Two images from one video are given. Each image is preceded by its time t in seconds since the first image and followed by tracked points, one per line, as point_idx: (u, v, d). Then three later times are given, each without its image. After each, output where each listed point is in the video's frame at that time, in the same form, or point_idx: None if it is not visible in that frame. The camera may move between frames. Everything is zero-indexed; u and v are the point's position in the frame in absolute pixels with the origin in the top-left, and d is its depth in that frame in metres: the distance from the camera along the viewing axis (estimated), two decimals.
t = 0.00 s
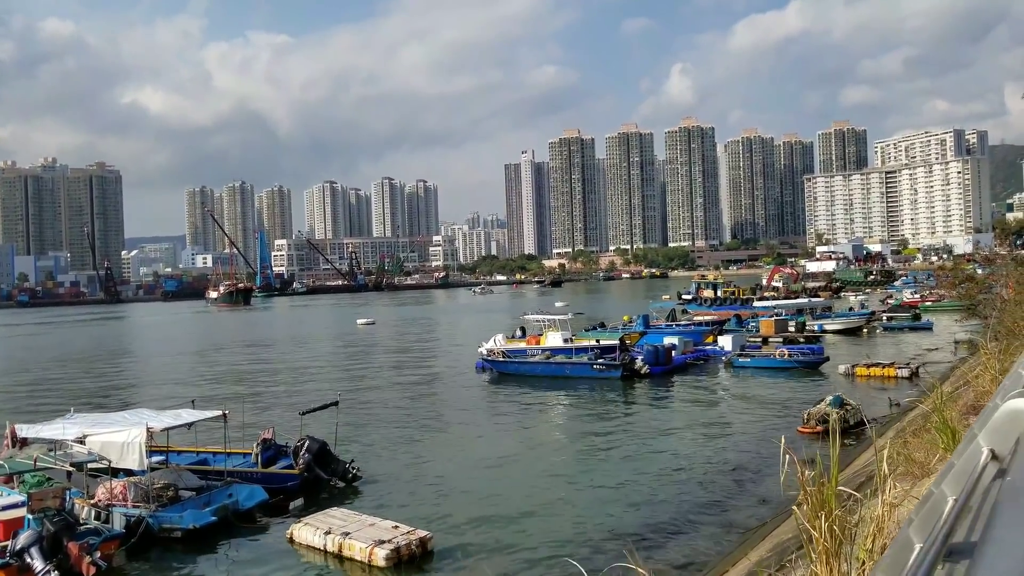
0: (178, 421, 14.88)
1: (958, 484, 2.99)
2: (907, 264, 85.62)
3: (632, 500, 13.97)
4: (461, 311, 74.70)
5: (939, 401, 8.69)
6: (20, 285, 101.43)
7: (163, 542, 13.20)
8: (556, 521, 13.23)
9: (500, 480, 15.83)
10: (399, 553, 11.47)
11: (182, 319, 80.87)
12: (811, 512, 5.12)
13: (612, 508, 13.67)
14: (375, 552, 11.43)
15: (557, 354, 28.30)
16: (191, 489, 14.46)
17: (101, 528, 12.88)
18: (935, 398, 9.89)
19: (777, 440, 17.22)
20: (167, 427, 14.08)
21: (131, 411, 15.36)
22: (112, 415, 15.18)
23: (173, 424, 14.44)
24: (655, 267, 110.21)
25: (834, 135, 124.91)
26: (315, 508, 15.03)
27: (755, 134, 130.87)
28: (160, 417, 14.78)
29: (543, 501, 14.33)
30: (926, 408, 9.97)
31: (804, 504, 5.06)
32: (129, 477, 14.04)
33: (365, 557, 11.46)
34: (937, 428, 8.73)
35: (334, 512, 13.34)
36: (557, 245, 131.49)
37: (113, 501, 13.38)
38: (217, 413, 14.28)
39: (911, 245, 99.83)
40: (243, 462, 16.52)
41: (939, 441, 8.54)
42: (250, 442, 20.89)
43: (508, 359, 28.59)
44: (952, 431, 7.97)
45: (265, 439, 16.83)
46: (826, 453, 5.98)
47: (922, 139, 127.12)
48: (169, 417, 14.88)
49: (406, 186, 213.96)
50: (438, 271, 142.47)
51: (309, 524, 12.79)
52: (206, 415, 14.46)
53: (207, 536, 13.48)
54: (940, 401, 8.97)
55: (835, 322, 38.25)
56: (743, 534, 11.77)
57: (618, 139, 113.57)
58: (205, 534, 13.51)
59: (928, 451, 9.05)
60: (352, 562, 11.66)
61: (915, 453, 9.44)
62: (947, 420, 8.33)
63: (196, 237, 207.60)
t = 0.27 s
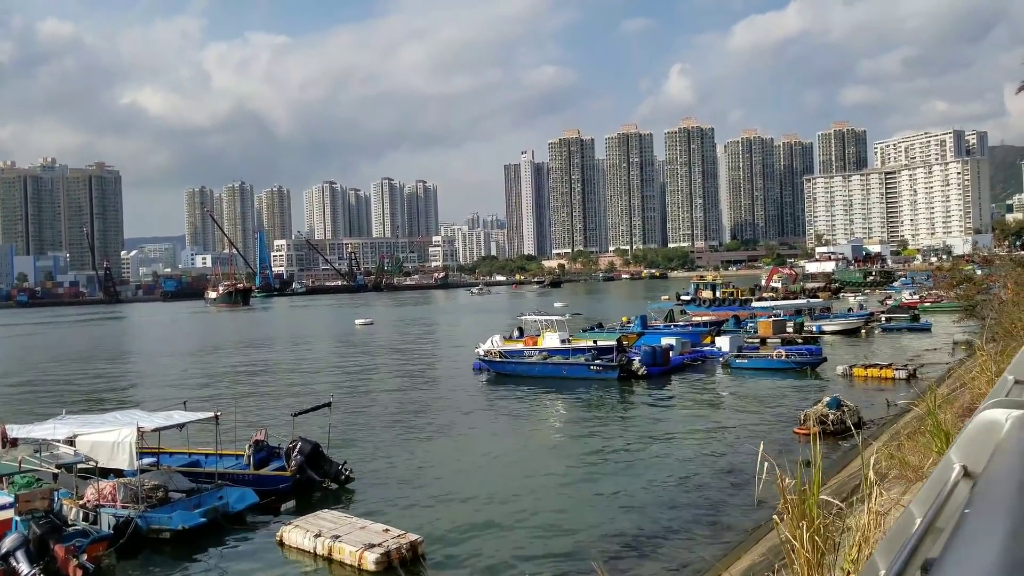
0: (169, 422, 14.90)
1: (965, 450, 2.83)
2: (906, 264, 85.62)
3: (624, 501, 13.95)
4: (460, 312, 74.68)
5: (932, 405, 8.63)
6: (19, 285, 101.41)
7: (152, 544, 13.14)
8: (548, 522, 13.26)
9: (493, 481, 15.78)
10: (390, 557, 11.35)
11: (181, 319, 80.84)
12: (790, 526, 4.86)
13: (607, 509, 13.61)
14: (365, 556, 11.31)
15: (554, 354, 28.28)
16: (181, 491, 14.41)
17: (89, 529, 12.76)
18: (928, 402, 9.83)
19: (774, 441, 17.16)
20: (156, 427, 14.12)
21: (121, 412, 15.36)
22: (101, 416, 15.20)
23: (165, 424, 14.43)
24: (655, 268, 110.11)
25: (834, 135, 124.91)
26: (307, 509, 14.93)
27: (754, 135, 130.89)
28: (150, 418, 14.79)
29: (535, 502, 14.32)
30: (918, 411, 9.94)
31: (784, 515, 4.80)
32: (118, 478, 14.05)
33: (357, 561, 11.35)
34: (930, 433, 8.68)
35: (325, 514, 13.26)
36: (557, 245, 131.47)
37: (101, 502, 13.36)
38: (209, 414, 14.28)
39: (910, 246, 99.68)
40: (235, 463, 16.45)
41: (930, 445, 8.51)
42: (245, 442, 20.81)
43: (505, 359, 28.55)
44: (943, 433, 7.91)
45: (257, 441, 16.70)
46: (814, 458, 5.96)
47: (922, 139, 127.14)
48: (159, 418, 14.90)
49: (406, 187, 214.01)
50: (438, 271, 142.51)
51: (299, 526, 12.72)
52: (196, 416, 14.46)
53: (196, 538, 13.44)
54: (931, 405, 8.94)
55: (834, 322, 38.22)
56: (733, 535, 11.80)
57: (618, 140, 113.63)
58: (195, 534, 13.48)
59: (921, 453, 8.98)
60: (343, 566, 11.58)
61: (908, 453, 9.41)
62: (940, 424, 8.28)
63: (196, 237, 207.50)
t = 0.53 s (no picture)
0: (160, 425, 14.89)
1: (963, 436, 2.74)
2: (905, 264, 85.56)
3: (617, 501, 14.00)
4: (459, 312, 74.57)
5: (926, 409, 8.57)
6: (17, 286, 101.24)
7: (141, 548, 13.06)
8: (539, 521, 13.34)
9: (487, 482, 15.78)
10: (380, 563, 11.23)
11: (179, 320, 80.69)
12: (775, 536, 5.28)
13: (601, 511, 13.59)
14: (355, 561, 11.19)
15: (551, 354, 28.25)
16: (171, 496, 14.31)
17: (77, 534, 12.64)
18: (921, 404, 9.78)
19: (769, 442, 17.13)
20: (147, 430, 14.05)
21: (111, 415, 15.30)
22: (91, 419, 15.16)
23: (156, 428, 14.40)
24: (653, 267, 110.14)
25: (833, 135, 124.84)
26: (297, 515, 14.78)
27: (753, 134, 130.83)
28: (141, 421, 14.72)
29: (528, 502, 14.38)
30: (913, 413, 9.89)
31: (770, 527, 5.22)
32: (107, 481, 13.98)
33: (346, 567, 11.22)
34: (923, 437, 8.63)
35: (317, 517, 13.13)
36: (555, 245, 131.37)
37: (90, 506, 13.30)
38: (200, 418, 14.22)
39: (909, 245, 99.72)
40: (227, 465, 16.31)
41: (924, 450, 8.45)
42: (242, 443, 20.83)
43: (502, 359, 28.51)
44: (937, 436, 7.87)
45: (251, 441, 16.42)
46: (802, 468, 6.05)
47: (921, 139, 127.12)
48: (150, 421, 14.84)
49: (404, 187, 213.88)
50: (436, 271, 142.44)
51: (290, 530, 12.61)
52: (188, 419, 14.38)
53: (186, 543, 13.37)
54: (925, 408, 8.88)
55: (832, 322, 38.20)
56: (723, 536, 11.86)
57: (617, 140, 113.59)
58: (184, 539, 13.41)
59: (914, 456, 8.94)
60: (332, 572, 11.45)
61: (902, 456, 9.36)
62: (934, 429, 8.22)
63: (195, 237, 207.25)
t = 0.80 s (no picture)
0: (148, 426, 14.84)
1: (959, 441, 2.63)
2: (904, 264, 85.67)
3: (609, 501, 14.04)
4: (458, 311, 74.61)
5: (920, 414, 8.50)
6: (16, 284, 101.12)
7: (128, 550, 13.00)
8: (532, 520, 13.38)
9: (481, 483, 15.71)
10: (369, 567, 11.18)
11: (178, 318, 80.65)
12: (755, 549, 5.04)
13: (594, 512, 13.53)
14: (344, 564, 11.13)
15: (548, 354, 28.21)
16: (160, 497, 14.23)
17: (63, 537, 12.67)
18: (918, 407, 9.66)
19: (764, 443, 17.08)
20: (135, 431, 13.98)
21: (99, 415, 15.26)
22: (79, 420, 15.13)
23: (146, 429, 14.32)
24: (653, 267, 110.01)
25: (832, 135, 124.92)
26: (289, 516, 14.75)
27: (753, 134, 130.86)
28: (128, 422, 14.68)
29: (521, 501, 14.42)
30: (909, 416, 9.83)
31: (749, 541, 4.97)
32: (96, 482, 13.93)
33: (334, 570, 11.14)
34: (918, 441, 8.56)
35: (307, 518, 13.04)
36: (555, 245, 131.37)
37: (78, 508, 13.29)
38: (190, 419, 14.17)
39: (908, 246, 99.61)
40: (218, 465, 16.23)
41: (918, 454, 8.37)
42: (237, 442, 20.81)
43: (498, 359, 28.47)
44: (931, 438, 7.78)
45: (241, 440, 16.42)
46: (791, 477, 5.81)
47: (920, 139, 127.23)
48: (139, 421, 14.81)
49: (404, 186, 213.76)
50: (435, 271, 142.50)
51: (279, 532, 12.55)
52: (176, 420, 14.29)
53: (175, 544, 13.31)
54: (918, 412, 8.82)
55: (830, 323, 38.19)
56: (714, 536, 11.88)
57: (616, 139, 113.64)
58: (172, 540, 13.36)
59: (907, 458, 8.86)
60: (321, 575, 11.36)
61: (897, 458, 9.28)
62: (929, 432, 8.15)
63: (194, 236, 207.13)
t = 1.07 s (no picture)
0: (137, 428, 14.81)
1: (948, 455, 2.49)
2: (902, 262, 85.62)
3: (605, 501, 14.01)
4: (456, 311, 74.50)
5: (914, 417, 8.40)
6: (14, 284, 100.93)
7: (116, 554, 12.91)
8: (527, 521, 13.36)
9: (476, 484, 15.65)
10: (358, 569, 11.09)
11: (176, 318, 80.54)
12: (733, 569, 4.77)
13: (588, 513, 13.47)
14: (333, 566, 11.03)
15: (544, 354, 28.13)
16: (148, 500, 14.08)
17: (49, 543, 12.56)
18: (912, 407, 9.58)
19: (761, 442, 17.04)
20: (120, 435, 14.01)
21: (85, 418, 15.27)
22: (65, 422, 15.12)
23: (133, 431, 14.26)
24: (652, 266, 109.94)
25: (831, 133, 124.79)
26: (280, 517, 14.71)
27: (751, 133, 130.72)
28: (116, 425, 14.66)
29: (516, 502, 14.39)
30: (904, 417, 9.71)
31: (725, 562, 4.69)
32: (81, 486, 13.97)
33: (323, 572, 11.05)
34: (911, 444, 8.44)
35: (296, 522, 12.96)
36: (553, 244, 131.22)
37: (65, 513, 13.14)
38: (179, 420, 14.13)
39: (907, 244, 99.55)
40: (209, 466, 16.15)
41: (911, 457, 8.26)
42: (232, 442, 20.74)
43: (495, 360, 28.39)
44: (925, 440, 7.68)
45: (232, 441, 16.36)
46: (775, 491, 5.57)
47: (919, 137, 127.15)
48: (126, 425, 14.72)
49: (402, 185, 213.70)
50: (434, 270, 142.39)
51: (267, 536, 12.46)
52: (163, 423, 14.25)
53: (163, 549, 13.21)
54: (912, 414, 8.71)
55: (828, 321, 38.14)
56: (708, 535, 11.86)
57: (615, 138, 113.52)
58: (160, 545, 13.25)
59: (900, 460, 8.74)
60: None
61: (891, 460, 9.17)
62: (922, 436, 8.04)
63: (192, 236, 206.80)
